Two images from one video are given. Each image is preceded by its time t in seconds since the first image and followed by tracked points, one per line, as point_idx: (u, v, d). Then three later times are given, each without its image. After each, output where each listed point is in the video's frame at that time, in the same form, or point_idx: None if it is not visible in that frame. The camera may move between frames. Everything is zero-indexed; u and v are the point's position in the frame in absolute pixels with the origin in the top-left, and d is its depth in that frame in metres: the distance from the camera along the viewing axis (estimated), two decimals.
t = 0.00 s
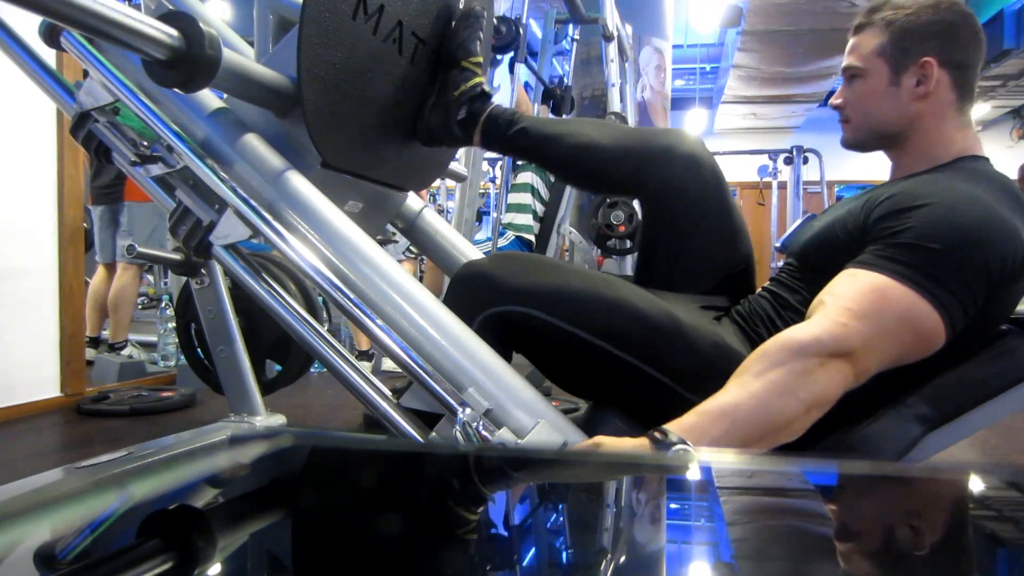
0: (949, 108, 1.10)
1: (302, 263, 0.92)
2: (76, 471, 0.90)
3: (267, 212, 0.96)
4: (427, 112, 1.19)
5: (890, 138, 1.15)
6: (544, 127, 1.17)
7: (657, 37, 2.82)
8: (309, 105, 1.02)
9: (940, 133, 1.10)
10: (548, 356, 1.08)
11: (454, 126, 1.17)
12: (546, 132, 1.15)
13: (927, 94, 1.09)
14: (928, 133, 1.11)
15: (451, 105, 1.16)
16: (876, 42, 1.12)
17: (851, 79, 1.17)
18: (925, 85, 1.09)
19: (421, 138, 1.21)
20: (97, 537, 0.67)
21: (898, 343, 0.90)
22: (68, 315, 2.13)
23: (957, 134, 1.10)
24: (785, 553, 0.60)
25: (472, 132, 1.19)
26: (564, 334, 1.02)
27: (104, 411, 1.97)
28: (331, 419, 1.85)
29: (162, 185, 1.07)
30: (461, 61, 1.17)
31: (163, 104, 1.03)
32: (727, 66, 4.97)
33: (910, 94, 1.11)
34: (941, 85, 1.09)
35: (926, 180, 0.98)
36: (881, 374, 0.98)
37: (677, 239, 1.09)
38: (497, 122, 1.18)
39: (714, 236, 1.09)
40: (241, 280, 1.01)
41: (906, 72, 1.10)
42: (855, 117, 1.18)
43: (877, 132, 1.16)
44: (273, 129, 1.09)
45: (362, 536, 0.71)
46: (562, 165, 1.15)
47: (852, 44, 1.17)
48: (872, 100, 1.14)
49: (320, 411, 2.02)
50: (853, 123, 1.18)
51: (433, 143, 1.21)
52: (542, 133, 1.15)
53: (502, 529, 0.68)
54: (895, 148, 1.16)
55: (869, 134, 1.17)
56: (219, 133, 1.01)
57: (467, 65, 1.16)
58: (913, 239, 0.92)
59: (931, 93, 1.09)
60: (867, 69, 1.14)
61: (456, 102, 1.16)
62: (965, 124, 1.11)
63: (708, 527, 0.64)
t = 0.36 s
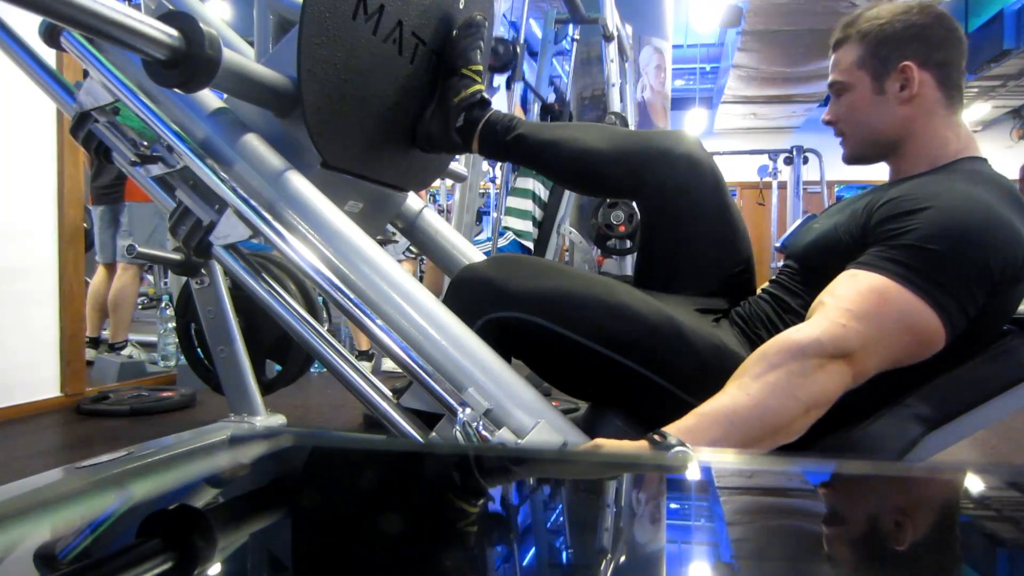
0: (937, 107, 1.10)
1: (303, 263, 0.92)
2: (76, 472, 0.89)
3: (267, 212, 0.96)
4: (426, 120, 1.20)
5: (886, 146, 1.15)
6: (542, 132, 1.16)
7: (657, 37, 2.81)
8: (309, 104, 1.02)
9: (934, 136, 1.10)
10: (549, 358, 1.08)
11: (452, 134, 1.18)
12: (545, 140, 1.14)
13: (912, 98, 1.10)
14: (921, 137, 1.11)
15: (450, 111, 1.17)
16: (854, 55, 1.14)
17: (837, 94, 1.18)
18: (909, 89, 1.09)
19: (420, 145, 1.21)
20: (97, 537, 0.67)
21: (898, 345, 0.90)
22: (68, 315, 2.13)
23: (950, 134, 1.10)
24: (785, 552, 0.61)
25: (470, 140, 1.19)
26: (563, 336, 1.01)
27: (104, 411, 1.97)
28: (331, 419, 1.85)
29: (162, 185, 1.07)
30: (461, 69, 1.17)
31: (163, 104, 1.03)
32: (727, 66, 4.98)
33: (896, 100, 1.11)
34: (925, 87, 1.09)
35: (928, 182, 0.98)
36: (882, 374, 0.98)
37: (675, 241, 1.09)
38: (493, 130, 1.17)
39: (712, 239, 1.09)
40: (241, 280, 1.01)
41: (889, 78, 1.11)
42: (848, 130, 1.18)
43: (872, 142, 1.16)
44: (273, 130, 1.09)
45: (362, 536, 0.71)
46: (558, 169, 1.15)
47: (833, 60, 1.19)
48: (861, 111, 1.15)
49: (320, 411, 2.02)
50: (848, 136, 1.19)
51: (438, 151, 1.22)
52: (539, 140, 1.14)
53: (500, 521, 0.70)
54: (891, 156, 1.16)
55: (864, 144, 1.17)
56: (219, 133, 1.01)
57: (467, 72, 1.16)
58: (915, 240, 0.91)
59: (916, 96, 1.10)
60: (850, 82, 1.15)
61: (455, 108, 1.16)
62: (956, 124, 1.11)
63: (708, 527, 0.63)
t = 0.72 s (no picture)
0: (929, 107, 1.09)
1: (303, 263, 0.92)
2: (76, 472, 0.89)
3: (267, 212, 0.96)
4: (422, 125, 1.20)
5: (883, 150, 1.15)
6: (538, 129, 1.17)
7: (657, 37, 2.81)
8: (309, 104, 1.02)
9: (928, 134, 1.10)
10: (548, 358, 1.08)
11: (448, 138, 1.18)
12: (543, 137, 1.14)
13: (902, 100, 1.10)
14: (917, 138, 1.11)
15: (444, 116, 1.18)
16: (847, 62, 1.14)
17: (834, 103, 1.18)
18: (899, 92, 1.10)
19: (416, 151, 1.22)
20: (98, 537, 0.67)
21: (901, 330, 0.89)
22: (68, 315, 2.13)
23: (948, 134, 1.09)
24: (784, 553, 0.61)
25: (466, 142, 1.18)
26: (564, 335, 1.01)
27: (104, 412, 1.98)
28: (331, 419, 1.85)
29: (163, 185, 1.07)
30: (455, 73, 1.18)
31: (163, 103, 1.04)
32: (727, 66, 4.98)
33: (887, 103, 1.11)
34: (916, 88, 1.09)
35: (925, 174, 0.99)
36: (881, 375, 0.98)
37: (670, 242, 1.10)
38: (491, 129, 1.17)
39: (711, 242, 1.09)
40: (241, 280, 1.01)
41: (880, 82, 1.11)
42: (847, 138, 1.18)
43: (870, 146, 1.16)
44: (273, 130, 1.09)
45: (362, 536, 0.71)
46: (552, 167, 1.15)
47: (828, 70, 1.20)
48: (857, 116, 1.15)
49: (320, 410, 2.02)
50: (846, 143, 1.19)
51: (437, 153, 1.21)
52: (532, 139, 1.15)
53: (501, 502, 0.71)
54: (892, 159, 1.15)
55: (863, 149, 1.17)
56: (219, 134, 1.01)
57: (461, 77, 1.17)
58: (917, 228, 0.91)
59: (906, 98, 1.10)
60: (841, 90, 1.16)
61: (449, 112, 1.17)
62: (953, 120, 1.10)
63: (708, 527, 0.64)
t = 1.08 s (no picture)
0: (951, 106, 1.10)
1: (303, 263, 0.92)
2: (76, 471, 0.89)
3: (267, 212, 0.96)
4: (420, 124, 1.20)
5: (893, 139, 1.14)
6: (535, 129, 1.15)
7: (657, 36, 2.81)
8: (309, 105, 1.02)
9: (946, 131, 1.10)
10: (548, 359, 1.08)
11: (446, 133, 1.18)
12: (545, 137, 1.12)
13: (930, 96, 1.10)
14: (933, 133, 1.10)
15: (443, 112, 1.17)
16: (874, 44, 1.13)
17: (852, 84, 1.17)
18: (928, 87, 1.10)
19: (415, 149, 1.22)
20: (98, 537, 0.67)
21: (923, 337, 0.90)
22: (69, 315, 2.13)
23: (965, 134, 1.10)
24: (784, 552, 0.61)
25: (464, 140, 1.17)
26: (566, 335, 1.01)
27: (104, 412, 1.97)
28: (331, 419, 1.84)
29: (161, 184, 1.06)
30: (455, 70, 1.17)
31: (162, 102, 1.04)
32: (727, 66, 4.97)
33: (914, 96, 1.11)
34: (944, 86, 1.09)
35: (932, 177, 0.99)
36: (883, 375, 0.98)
37: (665, 247, 1.10)
38: (486, 127, 1.15)
39: (707, 248, 1.09)
40: (242, 280, 1.01)
41: (910, 72, 1.10)
42: (859, 122, 1.18)
43: (880, 135, 1.15)
44: (272, 129, 1.10)
45: (362, 536, 0.71)
46: (545, 166, 1.12)
47: (846, 48, 1.18)
48: (879, 104, 1.14)
49: (319, 411, 2.02)
50: (858, 127, 1.18)
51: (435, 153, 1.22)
52: (535, 142, 1.12)
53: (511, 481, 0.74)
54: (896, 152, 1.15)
55: (873, 138, 1.17)
56: (218, 132, 1.01)
57: (459, 74, 1.17)
58: (929, 233, 0.92)
59: (935, 94, 1.10)
60: (866, 72, 1.14)
61: (448, 109, 1.17)
62: (967, 123, 1.11)
63: (709, 527, 0.64)
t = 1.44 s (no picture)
0: (976, 107, 1.04)
1: (302, 262, 0.92)
2: (78, 472, 0.89)
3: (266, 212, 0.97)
4: (397, 101, 1.19)
5: (915, 143, 1.08)
6: (504, 123, 1.15)
7: (657, 37, 2.80)
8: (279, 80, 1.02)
9: (971, 135, 1.04)
10: (551, 357, 1.08)
11: (422, 113, 1.18)
12: (507, 135, 1.13)
13: (957, 97, 1.04)
14: (956, 137, 1.04)
15: (417, 92, 1.17)
16: (898, 39, 1.05)
17: (875, 83, 1.09)
18: (955, 87, 1.03)
19: (391, 128, 1.21)
20: (98, 537, 0.67)
21: (952, 351, 0.84)
22: (69, 316, 2.13)
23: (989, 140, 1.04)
24: (784, 554, 0.61)
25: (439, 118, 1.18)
26: (568, 332, 1.01)
27: (104, 412, 1.98)
28: (331, 419, 1.84)
29: (132, 154, 1.00)
30: (431, 50, 1.17)
31: (138, 78, 1.05)
32: (727, 66, 4.97)
33: (940, 98, 1.04)
34: (972, 87, 1.03)
35: (954, 181, 0.94)
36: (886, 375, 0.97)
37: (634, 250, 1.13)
38: (461, 111, 1.16)
39: (675, 251, 1.11)
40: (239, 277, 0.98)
41: (937, 72, 1.03)
42: (879, 121, 1.11)
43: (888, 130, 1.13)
44: (245, 106, 1.11)
45: (361, 532, 0.71)
46: (515, 172, 1.15)
47: (867, 44, 1.10)
48: (899, 104, 1.07)
49: (320, 411, 2.02)
50: (879, 128, 1.11)
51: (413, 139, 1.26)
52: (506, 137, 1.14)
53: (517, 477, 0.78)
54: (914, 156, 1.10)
55: (894, 139, 1.10)
56: (186, 104, 1.03)
57: (434, 53, 1.17)
58: (953, 243, 0.87)
59: (961, 95, 1.03)
60: (891, 71, 1.07)
61: (423, 89, 1.16)
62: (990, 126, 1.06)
63: (708, 527, 0.66)
